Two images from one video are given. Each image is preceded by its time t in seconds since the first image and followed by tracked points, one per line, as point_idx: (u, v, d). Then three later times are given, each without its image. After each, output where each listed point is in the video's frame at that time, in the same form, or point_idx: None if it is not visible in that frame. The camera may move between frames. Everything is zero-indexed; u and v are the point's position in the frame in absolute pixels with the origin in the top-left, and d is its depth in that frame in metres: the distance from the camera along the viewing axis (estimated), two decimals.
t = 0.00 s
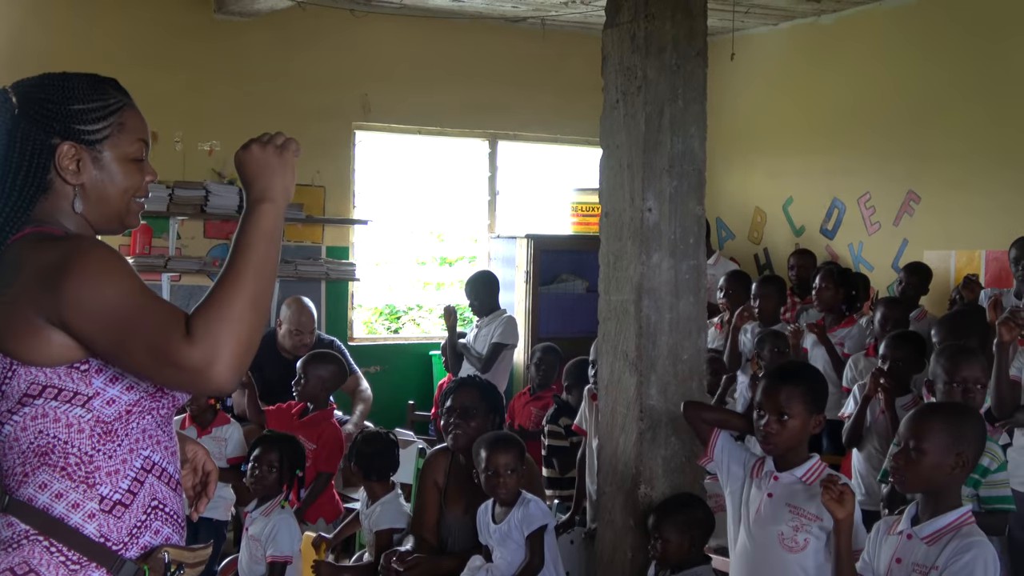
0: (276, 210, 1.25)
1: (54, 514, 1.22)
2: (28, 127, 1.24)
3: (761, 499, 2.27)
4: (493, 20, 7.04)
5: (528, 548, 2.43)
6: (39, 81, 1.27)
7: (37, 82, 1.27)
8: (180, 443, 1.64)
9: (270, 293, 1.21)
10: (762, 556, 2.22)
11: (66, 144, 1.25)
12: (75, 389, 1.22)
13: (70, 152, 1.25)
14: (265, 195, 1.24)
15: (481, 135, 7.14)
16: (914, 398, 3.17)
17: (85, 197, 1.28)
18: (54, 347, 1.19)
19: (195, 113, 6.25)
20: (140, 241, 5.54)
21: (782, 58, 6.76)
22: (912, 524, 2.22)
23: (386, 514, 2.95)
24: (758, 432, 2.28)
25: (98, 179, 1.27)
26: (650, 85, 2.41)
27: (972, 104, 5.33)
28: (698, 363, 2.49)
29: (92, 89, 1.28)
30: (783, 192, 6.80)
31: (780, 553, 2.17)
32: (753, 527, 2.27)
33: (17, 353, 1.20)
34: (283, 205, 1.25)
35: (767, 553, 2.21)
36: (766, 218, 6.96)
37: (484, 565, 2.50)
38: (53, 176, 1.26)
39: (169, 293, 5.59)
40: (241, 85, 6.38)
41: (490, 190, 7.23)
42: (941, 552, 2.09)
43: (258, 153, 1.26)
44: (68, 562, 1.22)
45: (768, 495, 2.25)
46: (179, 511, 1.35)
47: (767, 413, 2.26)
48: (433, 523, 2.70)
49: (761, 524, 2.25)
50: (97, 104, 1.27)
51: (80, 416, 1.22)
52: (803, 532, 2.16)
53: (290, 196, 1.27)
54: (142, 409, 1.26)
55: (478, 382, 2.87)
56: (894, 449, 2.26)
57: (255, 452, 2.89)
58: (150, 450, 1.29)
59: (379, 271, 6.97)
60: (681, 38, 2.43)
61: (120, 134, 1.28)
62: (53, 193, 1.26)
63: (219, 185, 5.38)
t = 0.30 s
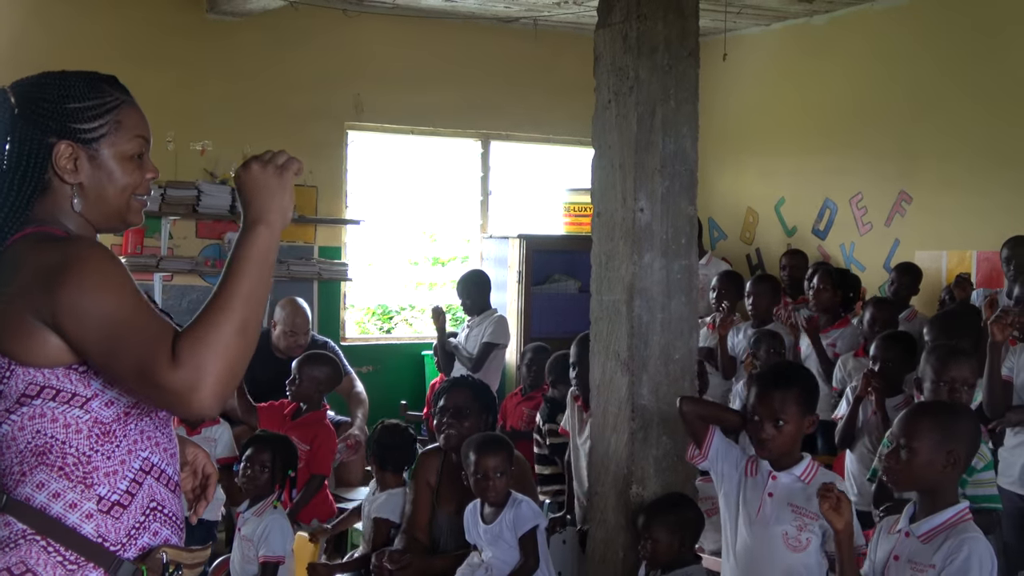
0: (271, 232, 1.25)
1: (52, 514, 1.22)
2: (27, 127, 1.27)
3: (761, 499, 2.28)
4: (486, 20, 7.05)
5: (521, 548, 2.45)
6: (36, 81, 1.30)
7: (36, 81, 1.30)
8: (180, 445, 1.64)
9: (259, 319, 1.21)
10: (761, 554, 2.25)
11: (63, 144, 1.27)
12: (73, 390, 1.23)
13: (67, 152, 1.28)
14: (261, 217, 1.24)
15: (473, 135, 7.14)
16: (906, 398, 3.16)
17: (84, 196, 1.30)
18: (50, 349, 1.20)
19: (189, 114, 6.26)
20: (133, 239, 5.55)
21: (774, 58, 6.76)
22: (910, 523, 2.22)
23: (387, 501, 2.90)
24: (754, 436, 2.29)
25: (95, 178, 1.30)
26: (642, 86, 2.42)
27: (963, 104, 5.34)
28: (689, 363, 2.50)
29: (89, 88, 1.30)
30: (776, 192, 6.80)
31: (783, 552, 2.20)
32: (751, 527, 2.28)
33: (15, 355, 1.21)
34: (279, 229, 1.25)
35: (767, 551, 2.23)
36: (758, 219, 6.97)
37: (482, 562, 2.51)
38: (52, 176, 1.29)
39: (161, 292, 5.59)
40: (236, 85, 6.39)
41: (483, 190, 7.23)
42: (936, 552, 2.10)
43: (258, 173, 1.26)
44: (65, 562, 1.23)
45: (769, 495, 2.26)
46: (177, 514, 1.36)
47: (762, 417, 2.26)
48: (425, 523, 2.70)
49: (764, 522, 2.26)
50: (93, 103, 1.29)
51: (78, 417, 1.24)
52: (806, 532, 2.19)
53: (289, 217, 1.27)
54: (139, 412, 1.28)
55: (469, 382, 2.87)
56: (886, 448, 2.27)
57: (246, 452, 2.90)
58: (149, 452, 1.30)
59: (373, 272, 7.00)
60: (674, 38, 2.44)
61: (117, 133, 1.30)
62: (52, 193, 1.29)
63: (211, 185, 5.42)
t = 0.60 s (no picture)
0: (275, 241, 1.24)
1: (52, 516, 1.23)
2: (23, 128, 1.27)
3: (760, 499, 2.28)
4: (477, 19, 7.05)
5: (512, 549, 2.46)
6: (31, 81, 1.29)
7: (31, 81, 1.30)
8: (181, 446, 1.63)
9: (260, 328, 1.21)
10: (756, 553, 2.26)
11: (59, 145, 1.28)
12: (74, 392, 1.23)
13: (65, 153, 1.28)
14: (264, 227, 1.24)
15: (465, 135, 7.15)
16: (896, 397, 3.20)
17: (82, 197, 1.31)
18: (48, 351, 1.20)
19: (181, 114, 6.25)
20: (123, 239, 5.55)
21: (765, 58, 6.78)
22: (907, 520, 2.25)
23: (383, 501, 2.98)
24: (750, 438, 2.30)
25: (92, 179, 1.30)
26: (633, 86, 2.42)
27: (952, 104, 5.36)
28: (681, 362, 2.50)
29: (84, 88, 1.30)
30: (767, 192, 6.81)
31: (778, 551, 2.22)
32: (748, 526, 2.29)
33: (15, 358, 1.21)
34: (282, 239, 1.24)
35: (763, 549, 2.24)
36: (749, 218, 6.98)
37: (476, 562, 2.51)
38: (50, 177, 1.29)
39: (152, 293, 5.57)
40: (228, 85, 6.38)
41: (474, 190, 7.23)
42: (933, 547, 2.13)
43: (261, 187, 1.26)
44: (64, 565, 1.23)
45: (767, 495, 2.26)
46: (178, 516, 1.36)
47: (756, 422, 2.27)
48: (418, 523, 2.70)
49: (762, 523, 2.26)
50: (88, 103, 1.29)
51: (79, 419, 1.24)
52: (802, 534, 2.20)
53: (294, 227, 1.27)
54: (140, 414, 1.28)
55: (463, 382, 2.89)
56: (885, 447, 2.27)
57: (238, 453, 2.92)
58: (150, 453, 1.30)
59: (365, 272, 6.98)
60: (664, 38, 2.44)
61: (113, 133, 1.30)
62: (50, 194, 1.30)
63: (201, 185, 5.38)
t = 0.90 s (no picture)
0: (281, 247, 1.25)
1: (49, 514, 1.22)
2: (21, 127, 1.27)
3: (751, 498, 2.29)
4: (470, 19, 7.06)
5: (501, 549, 2.46)
6: (27, 79, 1.29)
7: (27, 79, 1.30)
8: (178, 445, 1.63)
9: (262, 328, 1.21)
10: (745, 554, 2.26)
11: (58, 142, 1.27)
12: (74, 389, 1.24)
13: (64, 150, 1.28)
14: (269, 229, 1.24)
15: (458, 135, 7.15)
16: (886, 398, 3.20)
17: (82, 194, 1.30)
18: (47, 348, 1.20)
19: (174, 113, 6.25)
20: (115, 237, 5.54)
21: (758, 58, 6.79)
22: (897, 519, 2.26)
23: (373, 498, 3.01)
24: (743, 438, 2.30)
25: (92, 176, 1.30)
26: (626, 85, 2.43)
27: (943, 105, 5.38)
28: (672, 363, 2.50)
29: (79, 84, 1.30)
30: (759, 192, 6.82)
31: (768, 550, 2.22)
32: (738, 525, 2.30)
33: (14, 355, 1.21)
34: (288, 241, 1.25)
35: (752, 549, 2.24)
36: (742, 218, 6.99)
37: (464, 560, 2.51)
38: (50, 175, 1.29)
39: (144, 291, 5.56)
40: (222, 84, 6.38)
41: (466, 189, 7.23)
42: (919, 544, 2.14)
43: (268, 191, 1.26)
44: (61, 563, 1.22)
45: (758, 494, 2.27)
46: (175, 514, 1.37)
47: (749, 422, 2.28)
48: (409, 523, 2.70)
49: (753, 521, 2.26)
50: (85, 99, 1.29)
51: (79, 416, 1.24)
52: (792, 534, 2.21)
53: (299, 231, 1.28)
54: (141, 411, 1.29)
55: (453, 382, 2.91)
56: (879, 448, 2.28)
57: (229, 452, 2.94)
58: (150, 451, 1.31)
59: (357, 271, 7.00)
60: (656, 38, 2.44)
61: (111, 128, 1.30)
62: (52, 192, 1.30)
63: (194, 185, 5.36)
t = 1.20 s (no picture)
0: (261, 202, 1.23)
1: (46, 514, 1.22)
2: (10, 125, 1.27)
3: (737, 496, 2.30)
4: (462, 18, 7.06)
5: (493, 550, 2.47)
6: (16, 77, 1.29)
7: (16, 77, 1.29)
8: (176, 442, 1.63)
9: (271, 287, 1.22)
10: (733, 552, 2.28)
11: (48, 140, 1.27)
12: (72, 389, 1.23)
13: (54, 148, 1.27)
14: (252, 184, 1.23)
15: (450, 134, 7.15)
16: (879, 398, 3.21)
17: (74, 191, 1.30)
18: (55, 345, 1.20)
19: (166, 111, 6.24)
20: (106, 236, 5.54)
21: (749, 58, 6.80)
22: (886, 518, 2.27)
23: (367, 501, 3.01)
24: (739, 437, 2.30)
25: (84, 174, 1.29)
26: (618, 85, 2.42)
27: (932, 105, 5.40)
28: (663, 361, 2.50)
29: (68, 81, 1.29)
30: (750, 192, 6.84)
31: (752, 549, 2.23)
32: (727, 523, 2.32)
33: (15, 353, 1.21)
34: (272, 197, 1.24)
35: (737, 549, 2.27)
36: (733, 218, 7.00)
37: (456, 559, 2.51)
38: (41, 173, 1.29)
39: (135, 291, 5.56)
40: (213, 83, 6.38)
41: (459, 189, 7.23)
42: (914, 543, 2.14)
43: (241, 145, 1.24)
44: (58, 563, 1.22)
45: (744, 493, 2.28)
46: (172, 514, 1.36)
47: (747, 420, 2.28)
48: (400, 523, 2.70)
49: (737, 519, 2.29)
50: (75, 95, 1.28)
51: (77, 416, 1.23)
52: (776, 533, 2.21)
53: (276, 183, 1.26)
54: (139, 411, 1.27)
55: (444, 381, 2.91)
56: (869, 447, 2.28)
57: (219, 451, 2.94)
58: (147, 451, 1.30)
59: (349, 270, 6.99)
60: (648, 38, 2.45)
61: (102, 124, 1.29)
62: (44, 190, 1.30)
63: (184, 183, 5.38)
